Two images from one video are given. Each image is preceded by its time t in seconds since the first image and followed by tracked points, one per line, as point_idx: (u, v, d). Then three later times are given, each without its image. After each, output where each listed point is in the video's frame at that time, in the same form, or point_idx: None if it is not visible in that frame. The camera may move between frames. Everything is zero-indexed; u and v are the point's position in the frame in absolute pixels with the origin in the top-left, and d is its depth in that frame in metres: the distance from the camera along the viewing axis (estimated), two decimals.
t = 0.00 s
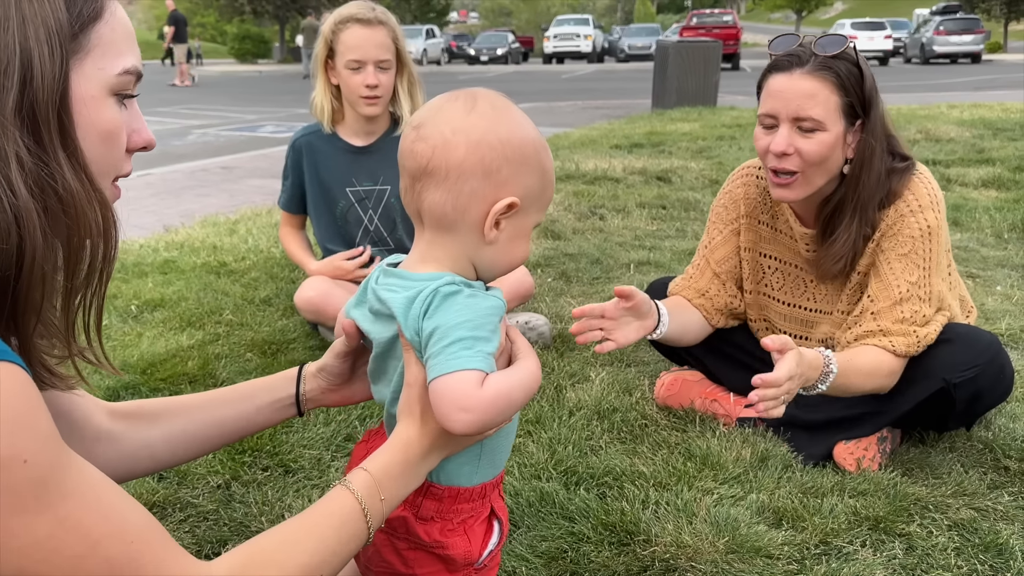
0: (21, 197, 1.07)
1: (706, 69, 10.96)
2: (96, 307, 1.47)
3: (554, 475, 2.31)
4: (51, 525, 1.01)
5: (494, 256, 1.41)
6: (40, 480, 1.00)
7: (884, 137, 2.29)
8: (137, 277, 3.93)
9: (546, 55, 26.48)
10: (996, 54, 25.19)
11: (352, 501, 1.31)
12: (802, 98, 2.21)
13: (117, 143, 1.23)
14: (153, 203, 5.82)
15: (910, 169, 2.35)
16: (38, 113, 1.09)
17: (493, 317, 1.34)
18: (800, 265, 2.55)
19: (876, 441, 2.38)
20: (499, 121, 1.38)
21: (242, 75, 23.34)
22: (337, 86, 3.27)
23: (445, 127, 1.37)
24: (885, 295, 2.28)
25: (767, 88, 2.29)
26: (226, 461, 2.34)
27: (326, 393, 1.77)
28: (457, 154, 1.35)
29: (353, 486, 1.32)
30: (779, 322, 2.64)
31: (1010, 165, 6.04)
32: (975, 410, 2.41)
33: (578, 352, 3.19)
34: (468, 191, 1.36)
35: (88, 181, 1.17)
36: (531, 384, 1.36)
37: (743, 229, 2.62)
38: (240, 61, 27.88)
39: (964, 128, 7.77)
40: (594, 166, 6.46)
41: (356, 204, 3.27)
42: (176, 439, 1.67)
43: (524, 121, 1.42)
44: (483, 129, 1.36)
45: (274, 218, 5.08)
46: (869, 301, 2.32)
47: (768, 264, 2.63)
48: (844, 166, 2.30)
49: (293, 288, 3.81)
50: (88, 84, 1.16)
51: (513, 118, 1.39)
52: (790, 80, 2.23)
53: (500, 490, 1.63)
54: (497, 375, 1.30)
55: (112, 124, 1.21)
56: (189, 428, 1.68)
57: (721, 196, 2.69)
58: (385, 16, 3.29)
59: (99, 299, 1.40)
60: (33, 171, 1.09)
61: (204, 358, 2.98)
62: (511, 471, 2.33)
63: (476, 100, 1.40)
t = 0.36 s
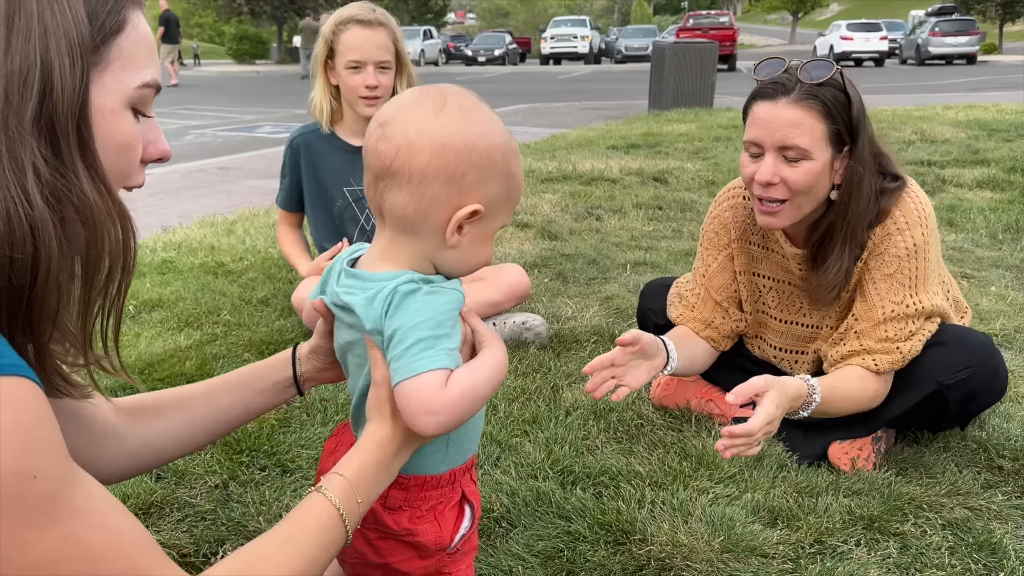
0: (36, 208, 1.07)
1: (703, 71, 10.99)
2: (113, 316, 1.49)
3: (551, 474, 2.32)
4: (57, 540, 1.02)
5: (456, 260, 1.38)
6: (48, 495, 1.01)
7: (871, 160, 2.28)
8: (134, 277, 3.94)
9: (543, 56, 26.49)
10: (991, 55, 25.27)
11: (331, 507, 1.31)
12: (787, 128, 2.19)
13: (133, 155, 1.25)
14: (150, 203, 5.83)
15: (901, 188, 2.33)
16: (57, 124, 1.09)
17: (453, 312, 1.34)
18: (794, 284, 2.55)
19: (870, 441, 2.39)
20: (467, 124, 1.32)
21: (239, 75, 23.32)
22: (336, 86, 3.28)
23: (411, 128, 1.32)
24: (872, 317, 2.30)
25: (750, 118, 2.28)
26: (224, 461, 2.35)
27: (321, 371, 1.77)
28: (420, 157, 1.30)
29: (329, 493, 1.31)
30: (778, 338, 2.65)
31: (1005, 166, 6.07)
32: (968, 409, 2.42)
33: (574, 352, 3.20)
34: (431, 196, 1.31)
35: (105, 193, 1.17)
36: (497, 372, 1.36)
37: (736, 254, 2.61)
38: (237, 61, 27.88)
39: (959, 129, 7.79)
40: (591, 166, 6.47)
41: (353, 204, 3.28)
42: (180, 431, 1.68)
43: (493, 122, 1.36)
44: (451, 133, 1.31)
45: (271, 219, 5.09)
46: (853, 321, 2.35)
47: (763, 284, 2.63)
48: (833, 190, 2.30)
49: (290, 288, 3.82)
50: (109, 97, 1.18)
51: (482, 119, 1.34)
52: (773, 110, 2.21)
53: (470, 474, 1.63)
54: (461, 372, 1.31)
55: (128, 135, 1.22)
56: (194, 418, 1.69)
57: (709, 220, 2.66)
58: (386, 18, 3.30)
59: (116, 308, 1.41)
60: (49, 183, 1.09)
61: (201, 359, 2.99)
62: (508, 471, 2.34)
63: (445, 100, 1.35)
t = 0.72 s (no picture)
0: None
1: (701, 70, 10.99)
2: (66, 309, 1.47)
3: (547, 473, 2.32)
4: None
5: (336, 242, 1.34)
6: None
7: (855, 160, 2.32)
8: (132, 277, 3.94)
9: (541, 56, 26.48)
10: (988, 54, 25.30)
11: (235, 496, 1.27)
12: (763, 139, 2.25)
13: (79, 149, 1.23)
14: (148, 203, 5.83)
15: (892, 186, 2.37)
16: None
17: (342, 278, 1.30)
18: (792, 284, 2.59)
19: (867, 440, 2.39)
20: (338, 100, 1.27)
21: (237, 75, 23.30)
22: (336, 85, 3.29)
23: (278, 104, 1.26)
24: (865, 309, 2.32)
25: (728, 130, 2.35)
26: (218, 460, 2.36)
27: (215, 357, 1.67)
28: (288, 136, 1.25)
29: (230, 483, 1.27)
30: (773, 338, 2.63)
31: (1001, 165, 6.08)
32: (964, 407, 2.42)
33: (572, 351, 3.20)
34: (302, 177, 1.27)
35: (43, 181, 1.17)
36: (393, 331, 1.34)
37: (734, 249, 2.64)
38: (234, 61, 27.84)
39: (956, 129, 7.81)
40: (588, 166, 6.48)
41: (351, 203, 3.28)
42: (88, 438, 1.62)
43: (368, 97, 1.31)
44: (320, 109, 1.26)
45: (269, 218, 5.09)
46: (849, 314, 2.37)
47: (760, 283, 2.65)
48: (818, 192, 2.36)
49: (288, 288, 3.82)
50: (54, 87, 1.17)
51: (356, 95, 1.29)
52: (747, 122, 2.28)
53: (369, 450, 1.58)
54: (363, 337, 1.28)
55: (75, 128, 1.21)
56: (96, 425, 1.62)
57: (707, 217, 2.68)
58: (386, 17, 3.30)
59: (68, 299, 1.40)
60: None
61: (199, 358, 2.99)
62: (504, 469, 2.34)
63: (316, 74, 1.30)
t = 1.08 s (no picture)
0: None
1: (700, 68, 10.98)
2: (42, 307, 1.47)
3: (547, 473, 2.32)
4: None
5: (293, 255, 1.40)
6: None
7: (854, 153, 2.31)
8: (132, 277, 3.94)
9: (540, 54, 26.46)
10: (988, 52, 25.31)
11: (203, 514, 1.29)
12: (764, 127, 2.25)
13: (65, 150, 1.23)
14: (147, 202, 5.82)
15: (891, 181, 2.36)
16: None
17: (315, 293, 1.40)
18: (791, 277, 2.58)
19: (867, 439, 2.38)
20: (246, 125, 1.32)
21: (236, 74, 23.26)
22: (335, 84, 3.28)
23: (193, 146, 1.32)
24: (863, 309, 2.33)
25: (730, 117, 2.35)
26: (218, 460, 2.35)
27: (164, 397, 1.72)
28: (212, 172, 1.31)
29: (199, 499, 1.29)
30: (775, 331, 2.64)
31: (1001, 163, 6.07)
32: (965, 407, 2.42)
33: (572, 350, 3.20)
34: (236, 206, 1.33)
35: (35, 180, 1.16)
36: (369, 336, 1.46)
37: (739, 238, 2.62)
38: (233, 60, 27.81)
39: (955, 126, 7.80)
40: (588, 164, 6.47)
41: (349, 202, 3.27)
42: (31, 467, 1.63)
43: (280, 113, 1.36)
44: (234, 139, 1.31)
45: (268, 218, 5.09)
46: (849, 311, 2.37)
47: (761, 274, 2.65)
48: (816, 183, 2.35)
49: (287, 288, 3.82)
50: (44, 88, 1.17)
51: (265, 115, 1.34)
52: (749, 109, 2.28)
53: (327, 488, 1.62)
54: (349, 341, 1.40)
55: (62, 130, 1.21)
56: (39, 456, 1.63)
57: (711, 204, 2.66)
58: (386, 17, 3.29)
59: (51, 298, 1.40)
60: None
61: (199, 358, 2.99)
62: (504, 469, 2.34)
63: (220, 105, 1.35)
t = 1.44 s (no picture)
0: None
1: (699, 67, 10.99)
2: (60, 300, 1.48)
3: (547, 470, 2.32)
4: None
5: (311, 230, 1.46)
6: None
7: (883, 99, 2.30)
8: (132, 277, 3.94)
9: (539, 54, 26.47)
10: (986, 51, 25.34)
11: (199, 507, 1.30)
12: (794, 82, 2.26)
13: (73, 142, 1.25)
14: (147, 203, 5.83)
15: (913, 124, 2.38)
16: (9, 101, 1.10)
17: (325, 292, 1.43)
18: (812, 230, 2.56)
19: (866, 435, 2.40)
20: (247, 119, 1.35)
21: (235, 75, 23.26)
22: (334, 85, 3.28)
23: (201, 147, 1.35)
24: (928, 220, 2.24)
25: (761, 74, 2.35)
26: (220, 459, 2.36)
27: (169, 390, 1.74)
28: (225, 169, 1.35)
29: (196, 492, 1.30)
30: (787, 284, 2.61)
31: (1000, 162, 6.07)
32: (964, 403, 2.43)
33: (571, 348, 3.20)
34: (253, 195, 1.37)
35: (53, 167, 1.18)
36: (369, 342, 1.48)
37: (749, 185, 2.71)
38: (232, 60, 27.83)
39: (954, 125, 7.80)
40: (588, 163, 6.48)
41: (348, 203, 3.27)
42: (36, 457, 1.63)
43: (276, 100, 1.39)
44: (240, 134, 1.35)
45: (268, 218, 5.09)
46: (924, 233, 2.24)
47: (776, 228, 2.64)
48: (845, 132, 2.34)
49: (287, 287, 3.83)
50: (52, 80, 1.20)
51: (262, 106, 1.37)
52: (781, 64, 2.29)
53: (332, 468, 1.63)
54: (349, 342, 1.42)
55: (71, 120, 1.24)
56: (46, 448, 1.64)
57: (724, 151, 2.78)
58: (383, 18, 3.29)
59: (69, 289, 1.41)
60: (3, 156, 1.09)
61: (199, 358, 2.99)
62: (504, 467, 2.34)
63: (217, 105, 1.37)
